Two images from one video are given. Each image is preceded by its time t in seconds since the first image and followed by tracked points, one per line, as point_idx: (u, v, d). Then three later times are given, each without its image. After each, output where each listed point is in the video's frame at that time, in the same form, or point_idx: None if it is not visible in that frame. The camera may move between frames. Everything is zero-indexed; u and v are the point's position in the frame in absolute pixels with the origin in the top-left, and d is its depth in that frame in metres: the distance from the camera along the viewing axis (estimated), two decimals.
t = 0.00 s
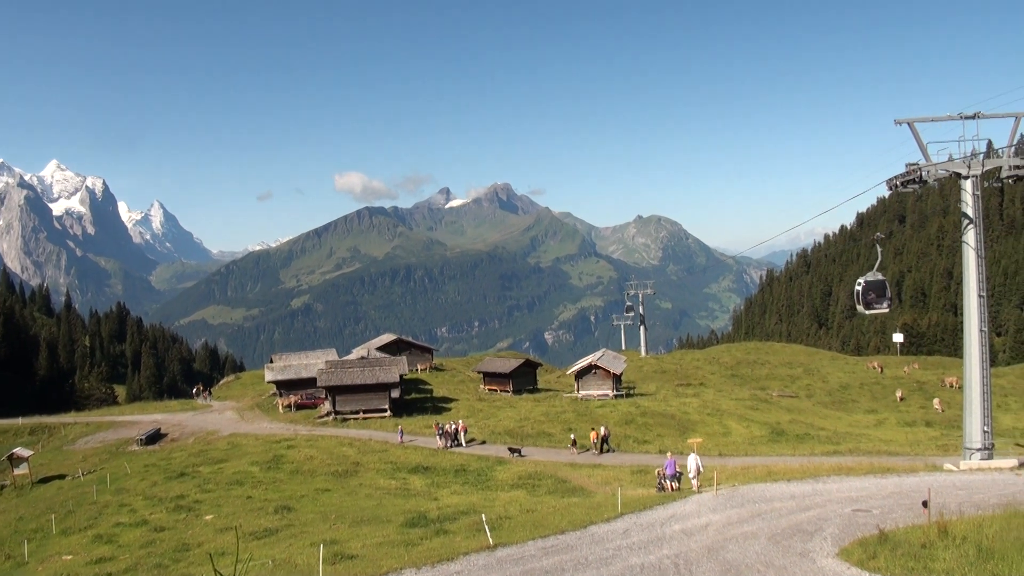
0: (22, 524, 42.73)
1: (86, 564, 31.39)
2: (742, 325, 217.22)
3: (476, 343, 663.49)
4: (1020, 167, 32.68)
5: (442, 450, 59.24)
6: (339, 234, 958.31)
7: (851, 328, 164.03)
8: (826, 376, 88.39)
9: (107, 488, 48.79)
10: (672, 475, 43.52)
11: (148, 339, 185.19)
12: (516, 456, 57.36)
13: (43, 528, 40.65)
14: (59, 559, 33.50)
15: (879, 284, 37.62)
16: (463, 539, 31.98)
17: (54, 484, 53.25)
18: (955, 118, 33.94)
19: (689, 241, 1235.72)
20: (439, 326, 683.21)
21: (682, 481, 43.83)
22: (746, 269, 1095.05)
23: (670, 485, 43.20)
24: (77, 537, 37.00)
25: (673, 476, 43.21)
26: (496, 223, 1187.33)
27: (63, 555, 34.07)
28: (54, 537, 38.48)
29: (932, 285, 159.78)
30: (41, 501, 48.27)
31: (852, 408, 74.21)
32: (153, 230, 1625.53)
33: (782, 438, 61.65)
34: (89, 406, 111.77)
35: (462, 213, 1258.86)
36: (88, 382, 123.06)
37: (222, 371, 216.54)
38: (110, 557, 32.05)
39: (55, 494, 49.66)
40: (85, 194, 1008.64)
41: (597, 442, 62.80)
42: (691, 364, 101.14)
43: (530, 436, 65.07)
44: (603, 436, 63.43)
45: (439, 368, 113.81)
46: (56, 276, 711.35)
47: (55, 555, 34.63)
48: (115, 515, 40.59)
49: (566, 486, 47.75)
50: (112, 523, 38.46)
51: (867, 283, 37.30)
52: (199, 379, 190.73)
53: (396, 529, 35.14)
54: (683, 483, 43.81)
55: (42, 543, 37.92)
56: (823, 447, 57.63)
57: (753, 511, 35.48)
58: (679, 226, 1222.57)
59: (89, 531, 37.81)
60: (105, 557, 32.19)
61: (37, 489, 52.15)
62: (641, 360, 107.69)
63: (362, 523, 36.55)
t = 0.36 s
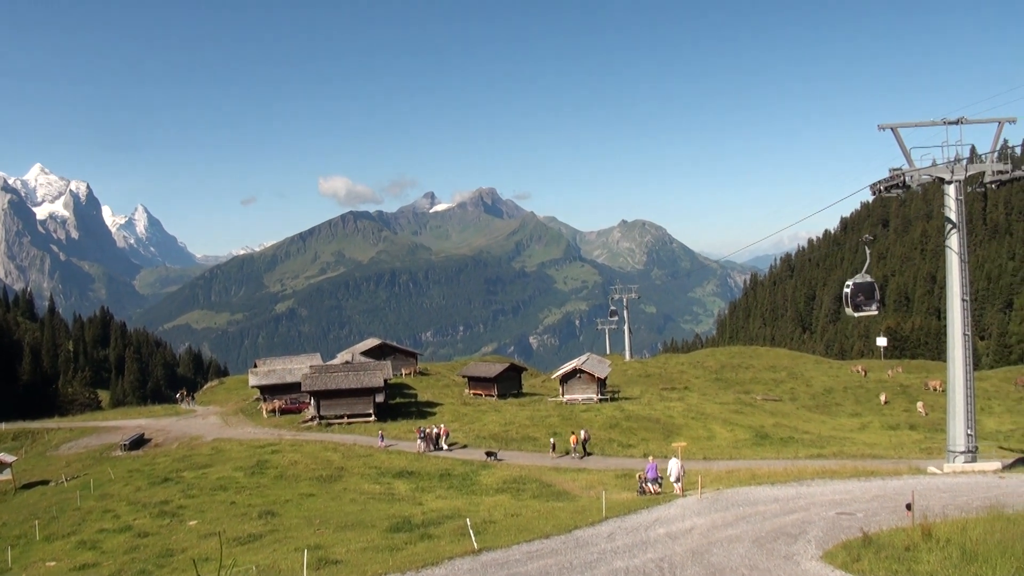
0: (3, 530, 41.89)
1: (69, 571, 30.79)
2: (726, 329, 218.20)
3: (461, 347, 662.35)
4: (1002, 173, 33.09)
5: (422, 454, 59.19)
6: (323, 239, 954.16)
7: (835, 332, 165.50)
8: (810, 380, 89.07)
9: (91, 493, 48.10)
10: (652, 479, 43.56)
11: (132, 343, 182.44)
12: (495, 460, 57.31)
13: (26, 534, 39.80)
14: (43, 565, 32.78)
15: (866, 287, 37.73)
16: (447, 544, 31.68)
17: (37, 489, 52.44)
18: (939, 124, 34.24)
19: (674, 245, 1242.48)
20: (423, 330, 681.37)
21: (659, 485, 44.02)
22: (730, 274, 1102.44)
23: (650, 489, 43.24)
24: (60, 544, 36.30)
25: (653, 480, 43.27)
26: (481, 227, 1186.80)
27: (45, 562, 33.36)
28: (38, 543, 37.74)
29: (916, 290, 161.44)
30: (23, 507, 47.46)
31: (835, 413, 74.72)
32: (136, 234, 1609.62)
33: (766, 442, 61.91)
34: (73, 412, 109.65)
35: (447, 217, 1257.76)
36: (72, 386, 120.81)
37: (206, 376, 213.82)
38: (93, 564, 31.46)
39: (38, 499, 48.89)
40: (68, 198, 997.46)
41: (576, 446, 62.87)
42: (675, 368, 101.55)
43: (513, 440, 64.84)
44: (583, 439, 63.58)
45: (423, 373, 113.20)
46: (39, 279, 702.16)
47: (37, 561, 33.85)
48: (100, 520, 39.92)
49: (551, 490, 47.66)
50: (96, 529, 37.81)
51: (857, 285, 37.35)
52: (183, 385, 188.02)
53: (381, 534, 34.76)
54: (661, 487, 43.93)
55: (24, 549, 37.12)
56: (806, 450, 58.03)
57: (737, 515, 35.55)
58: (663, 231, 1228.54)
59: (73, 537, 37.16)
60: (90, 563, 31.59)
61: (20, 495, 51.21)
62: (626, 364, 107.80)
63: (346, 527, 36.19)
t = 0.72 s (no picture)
0: None
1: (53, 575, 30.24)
2: (710, 332, 219.14)
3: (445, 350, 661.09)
4: (985, 177, 33.38)
5: (402, 458, 58.81)
6: (307, 242, 949.21)
7: (818, 334, 167.00)
8: (793, 382, 89.80)
9: (74, 498, 47.27)
10: (633, 482, 43.60)
11: (115, 347, 180.05)
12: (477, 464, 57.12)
13: (7, 540, 38.98)
14: (26, 570, 32.13)
15: (855, 288, 37.71)
16: (431, 548, 31.45)
17: (19, 494, 51.46)
18: (921, 128, 34.54)
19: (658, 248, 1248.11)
20: (407, 334, 678.73)
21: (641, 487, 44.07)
22: (714, 277, 1109.22)
23: (632, 492, 43.25)
24: (43, 549, 35.59)
25: (634, 483, 43.29)
26: (466, 230, 1186.22)
27: (27, 568, 32.63)
28: (19, 549, 36.99)
29: (899, 293, 163.46)
30: (4, 513, 46.45)
31: (819, 415, 75.19)
32: (119, 237, 1593.22)
33: (750, 444, 62.14)
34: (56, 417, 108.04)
35: (431, 220, 1256.37)
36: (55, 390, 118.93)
37: (190, 380, 211.46)
38: (77, 570, 30.84)
39: (20, 505, 47.95)
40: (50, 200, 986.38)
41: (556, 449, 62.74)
42: (659, 371, 101.79)
43: (496, 443, 64.66)
44: (564, 442, 63.45)
45: (407, 376, 112.55)
46: (21, 283, 693.28)
47: (18, 567, 33.15)
48: (82, 526, 39.20)
49: (535, 494, 47.49)
50: (79, 535, 37.08)
51: (845, 287, 37.36)
52: (166, 389, 185.69)
53: (365, 539, 34.41)
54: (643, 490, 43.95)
55: (5, 555, 36.37)
56: (790, 452, 58.32)
57: (722, 518, 35.52)
58: (647, 235, 1233.07)
59: (56, 543, 36.41)
60: (72, 569, 30.96)
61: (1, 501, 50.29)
62: (610, 368, 107.93)
63: (331, 531, 35.79)
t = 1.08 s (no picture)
0: None
1: None
2: (694, 335, 219.88)
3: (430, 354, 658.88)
4: (968, 179, 33.72)
5: (384, 461, 58.46)
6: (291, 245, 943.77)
7: (802, 337, 168.34)
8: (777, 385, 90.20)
9: (58, 504, 46.48)
10: (614, 486, 43.63)
11: (98, 351, 177.67)
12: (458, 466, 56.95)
13: None
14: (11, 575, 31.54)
15: (844, 290, 37.89)
16: (416, 552, 31.16)
17: None
18: (905, 132, 34.88)
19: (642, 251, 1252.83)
20: (392, 337, 675.82)
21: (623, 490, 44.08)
22: (698, 280, 1115.28)
23: (613, 495, 43.30)
24: (25, 555, 34.84)
25: (615, 486, 43.37)
26: (451, 233, 1184.67)
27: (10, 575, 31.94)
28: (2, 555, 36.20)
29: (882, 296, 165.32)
30: None
31: (802, 418, 75.68)
32: (101, 241, 1573.92)
33: (734, 447, 62.33)
34: (39, 421, 106.31)
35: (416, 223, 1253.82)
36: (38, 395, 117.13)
37: (174, 384, 209.04)
38: None
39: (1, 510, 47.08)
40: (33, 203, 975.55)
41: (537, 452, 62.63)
42: (643, 374, 101.95)
43: (479, 447, 64.44)
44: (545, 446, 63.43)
45: (392, 380, 111.98)
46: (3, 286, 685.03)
47: None
48: (66, 532, 38.47)
49: (520, 497, 47.30)
50: (63, 541, 36.38)
51: (834, 289, 37.54)
52: (150, 393, 183.21)
53: (350, 543, 34.00)
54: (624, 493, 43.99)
55: None
56: (774, 455, 58.58)
57: (706, 520, 35.54)
58: (632, 238, 1238.28)
59: (39, 549, 35.65)
60: None
61: None
62: (594, 371, 107.95)
63: (315, 536, 35.39)
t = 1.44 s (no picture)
0: None
1: None
2: (678, 337, 220.95)
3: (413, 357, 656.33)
4: (949, 183, 34.02)
5: (365, 464, 58.00)
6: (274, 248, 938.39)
7: (785, 339, 169.67)
8: (760, 387, 90.65)
9: (39, 510, 45.56)
10: (593, 488, 43.69)
11: (80, 356, 175.21)
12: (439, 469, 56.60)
13: None
14: None
15: (829, 292, 38.23)
16: (399, 556, 30.85)
17: None
18: (886, 135, 35.22)
19: (625, 254, 1258.35)
20: (375, 341, 672.46)
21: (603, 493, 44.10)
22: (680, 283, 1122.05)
23: (592, 498, 43.33)
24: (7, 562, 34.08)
25: (595, 489, 43.41)
26: (434, 237, 1182.85)
27: None
28: None
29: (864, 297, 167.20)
30: None
31: (785, 419, 76.14)
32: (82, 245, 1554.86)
33: (717, 449, 62.53)
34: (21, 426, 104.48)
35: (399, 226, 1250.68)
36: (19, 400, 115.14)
37: (155, 390, 206.40)
38: None
39: None
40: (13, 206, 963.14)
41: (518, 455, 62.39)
42: (626, 377, 102.09)
43: (462, 449, 64.17)
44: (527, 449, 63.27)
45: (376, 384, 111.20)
46: None
47: None
48: (48, 538, 37.66)
49: (503, 500, 47.10)
50: (44, 547, 35.67)
51: (820, 290, 37.84)
52: (132, 399, 180.89)
53: (333, 548, 33.60)
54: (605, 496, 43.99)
55: None
56: (756, 456, 58.96)
57: (690, 522, 35.51)
58: (614, 242, 1244.26)
59: (20, 556, 34.88)
60: None
61: None
62: (578, 373, 107.91)
63: (298, 541, 34.96)
